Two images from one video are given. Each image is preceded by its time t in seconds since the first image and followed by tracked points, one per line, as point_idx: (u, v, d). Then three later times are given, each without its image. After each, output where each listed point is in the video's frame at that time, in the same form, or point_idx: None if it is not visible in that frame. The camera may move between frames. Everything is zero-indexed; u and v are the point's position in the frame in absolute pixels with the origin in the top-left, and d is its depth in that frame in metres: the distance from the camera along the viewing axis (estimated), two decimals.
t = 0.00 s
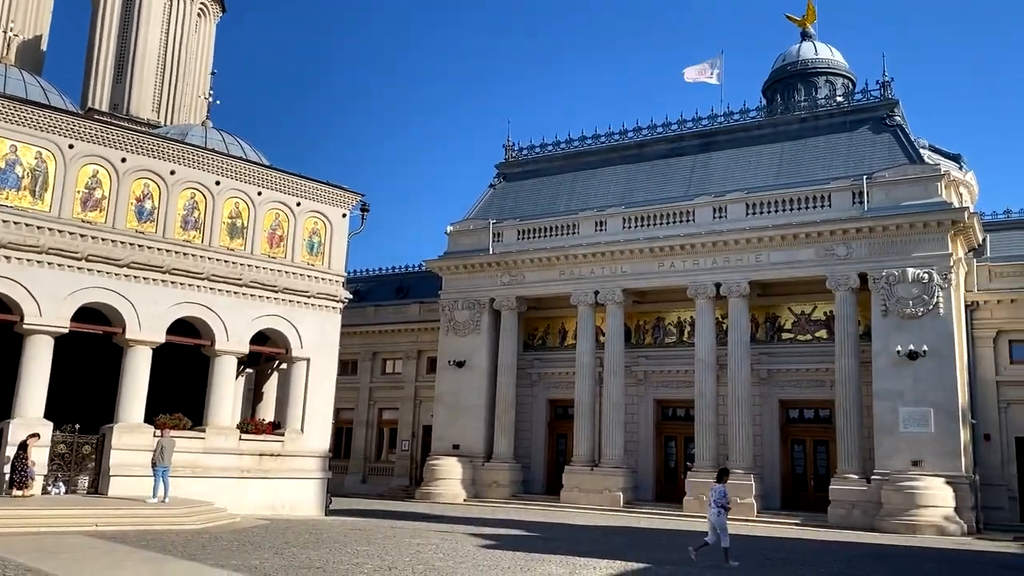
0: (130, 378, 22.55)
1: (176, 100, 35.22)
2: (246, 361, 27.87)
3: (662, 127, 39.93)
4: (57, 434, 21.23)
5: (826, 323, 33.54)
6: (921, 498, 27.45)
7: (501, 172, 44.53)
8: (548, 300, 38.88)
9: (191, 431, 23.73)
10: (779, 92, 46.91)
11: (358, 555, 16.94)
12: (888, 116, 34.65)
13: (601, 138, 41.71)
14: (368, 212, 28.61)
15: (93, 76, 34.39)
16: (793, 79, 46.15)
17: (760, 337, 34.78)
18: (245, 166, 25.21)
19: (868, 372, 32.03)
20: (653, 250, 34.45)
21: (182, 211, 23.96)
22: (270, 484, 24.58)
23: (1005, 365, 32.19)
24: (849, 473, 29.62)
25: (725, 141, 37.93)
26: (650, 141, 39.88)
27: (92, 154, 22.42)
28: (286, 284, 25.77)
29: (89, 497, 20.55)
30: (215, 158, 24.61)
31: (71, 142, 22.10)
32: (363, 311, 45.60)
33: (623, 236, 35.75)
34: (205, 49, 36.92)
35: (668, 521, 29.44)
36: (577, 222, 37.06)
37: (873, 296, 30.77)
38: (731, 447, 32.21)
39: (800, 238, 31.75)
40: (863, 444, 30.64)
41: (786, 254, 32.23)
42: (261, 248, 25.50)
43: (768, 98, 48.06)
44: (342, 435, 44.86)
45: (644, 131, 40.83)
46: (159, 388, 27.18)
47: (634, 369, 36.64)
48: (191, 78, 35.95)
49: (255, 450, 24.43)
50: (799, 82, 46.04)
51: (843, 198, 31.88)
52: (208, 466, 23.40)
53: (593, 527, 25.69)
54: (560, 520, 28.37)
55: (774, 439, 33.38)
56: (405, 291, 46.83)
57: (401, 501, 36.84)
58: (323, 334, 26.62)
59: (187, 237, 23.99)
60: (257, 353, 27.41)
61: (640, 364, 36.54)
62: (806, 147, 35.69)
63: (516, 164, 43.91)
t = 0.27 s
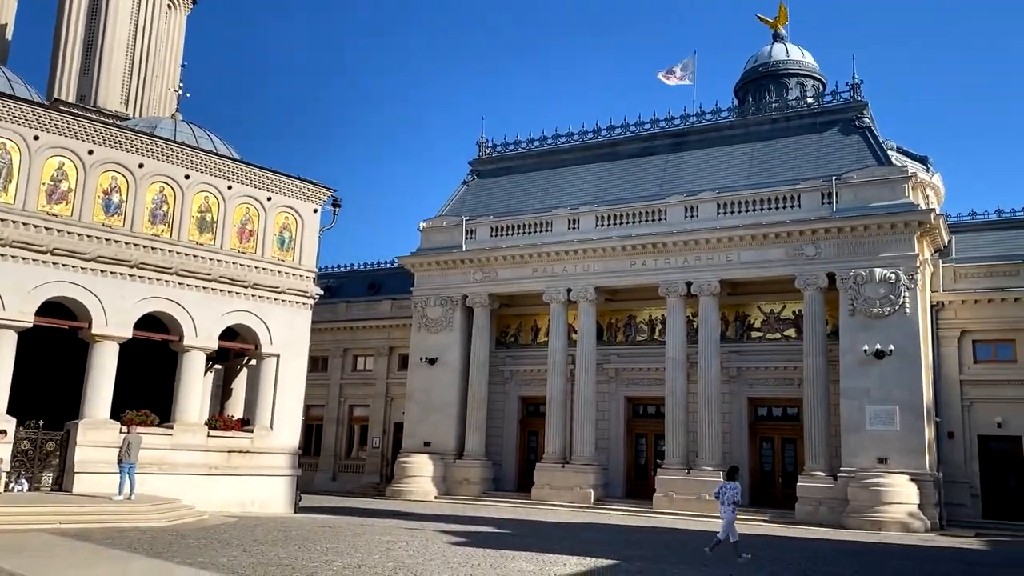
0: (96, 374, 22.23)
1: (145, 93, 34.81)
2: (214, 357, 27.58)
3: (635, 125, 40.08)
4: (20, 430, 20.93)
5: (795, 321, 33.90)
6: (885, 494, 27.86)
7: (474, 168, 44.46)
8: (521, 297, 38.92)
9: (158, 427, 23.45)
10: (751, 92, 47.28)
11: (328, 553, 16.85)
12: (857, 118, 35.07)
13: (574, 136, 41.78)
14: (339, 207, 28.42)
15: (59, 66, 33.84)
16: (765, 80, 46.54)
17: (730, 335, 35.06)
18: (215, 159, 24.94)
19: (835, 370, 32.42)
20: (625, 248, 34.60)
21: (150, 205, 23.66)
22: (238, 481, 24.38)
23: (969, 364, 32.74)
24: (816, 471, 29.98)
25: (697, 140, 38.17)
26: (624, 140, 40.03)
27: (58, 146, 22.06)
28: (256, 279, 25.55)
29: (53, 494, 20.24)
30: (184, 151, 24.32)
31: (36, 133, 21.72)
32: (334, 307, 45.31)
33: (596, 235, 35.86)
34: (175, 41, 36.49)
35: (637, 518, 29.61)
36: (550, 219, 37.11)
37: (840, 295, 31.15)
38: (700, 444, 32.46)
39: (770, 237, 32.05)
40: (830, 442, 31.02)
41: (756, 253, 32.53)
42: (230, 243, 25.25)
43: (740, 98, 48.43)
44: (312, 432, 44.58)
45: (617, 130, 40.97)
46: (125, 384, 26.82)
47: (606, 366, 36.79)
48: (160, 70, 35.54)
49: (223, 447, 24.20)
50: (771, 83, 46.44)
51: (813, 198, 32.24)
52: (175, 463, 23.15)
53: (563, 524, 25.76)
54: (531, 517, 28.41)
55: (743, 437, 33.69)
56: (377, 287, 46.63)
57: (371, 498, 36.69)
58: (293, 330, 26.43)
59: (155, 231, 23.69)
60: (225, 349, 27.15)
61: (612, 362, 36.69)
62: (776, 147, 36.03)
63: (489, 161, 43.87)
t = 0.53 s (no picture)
0: (61, 369, 21.89)
1: (113, 84, 34.20)
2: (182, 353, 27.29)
3: (608, 124, 40.22)
4: None
5: (763, 320, 34.26)
6: (851, 491, 28.26)
7: (447, 165, 44.36)
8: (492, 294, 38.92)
9: (125, 423, 23.15)
10: (722, 93, 47.65)
11: (297, 550, 16.74)
12: (826, 120, 35.49)
13: (547, 134, 41.83)
14: (310, 202, 28.22)
15: (24, 57, 33.24)
16: (736, 81, 46.93)
17: (699, 334, 35.33)
18: (184, 153, 24.65)
19: (803, 369, 32.80)
20: (597, 246, 34.72)
21: (117, 199, 23.33)
22: (206, 479, 24.16)
23: (933, 363, 33.30)
24: (783, 468, 30.34)
25: (669, 140, 38.40)
26: (597, 139, 40.16)
27: (22, 137, 21.67)
28: (225, 275, 25.30)
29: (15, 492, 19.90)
30: (152, 144, 24.01)
31: None
32: (304, 303, 44.99)
33: (568, 232, 35.94)
34: (145, 32, 35.85)
35: (607, 515, 29.76)
36: (523, 217, 37.13)
37: (808, 295, 31.52)
38: (669, 442, 32.69)
39: (740, 237, 32.33)
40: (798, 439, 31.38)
41: (726, 253, 32.80)
42: (199, 238, 24.98)
43: (712, 98, 48.79)
44: (281, 429, 44.26)
45: (590, 128, 41.08)
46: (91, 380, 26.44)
47: (577, 364, 36.91)
48: (129, 62, 34.89)
49: (191, 443, 23.95)
50: (742, 84, 46.84)
51: (782, 199, 32.58)
52: (142, 460, 22.87)
53: (533, 521, 25.80)
54: (501, 514, 28.43)
55: (712, 434, 33.99)
56: (348, 284, 46.36)
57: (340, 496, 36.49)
58: (262, 326, 26.21)
59: (122, 226, 23.37)
60: (193, 345, 26.86)
61: (583, 360, 36.81)
62: (747, 148, 36.34)
63: (462, 158, 43.78)
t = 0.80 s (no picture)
0: (23, 365, 21.50)
1: (78, 76, 33.69)
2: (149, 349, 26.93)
3: (580, 123, 40.33)
4: None
5: (732, 319, 34.58)
6: (817, 488, 28.60)
7: (419, 162, 44.21)
8: (463, 291, 38.88)
9: (89, 420, 22.81)
10: (694, 93, 47.97)
11: (264, 548, 16.60)
12: (795, 121, 35.88)
13: (519, 132, 41.85)
14: (280, 198, 27.99)
15: None
16: (707, 82, 47.26)
17: (669, 332, 35.56)
18: (151, 146, 24.33)
19: (770, 367, 33.15)
20: (569, 244, 34.81)
21: (83, 192, 22.97)
22: (172, 476, 23.87)
23: (897, 363, 33.81)
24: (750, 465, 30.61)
25: (640, 139, 38.60)
26: (569, 137, 40.26)
27: None
28: (192, 270, 25.02)
29: None
30: (119, 137, 23.68)
31: None
32: (274, 299, 44.61)
33: (540, 230, 35.99)
34: (112, 24, 35.37)
35: (576, 512, 29.85)
36: (495, 215, 37.12)
37: (776, 294, 31.84)
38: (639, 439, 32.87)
39: (710, 236, 32.58)
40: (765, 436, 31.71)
41: (696, 252, 33.04)
42: (167, 232, 24.68)
43: (683, 99, 49.11)
44: (249, 427, 43.87)
45: (562, 127, 41.18)
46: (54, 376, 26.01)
47: (548, 362, 37.00)
48: (95, 53, 34.39)
49: (157, 441, 23.66)
50: (713, 84, 47.19)
51: (751, 199, 32.88)
52: (107, 457, 22.54)
53: (503, 518, 25.80)
54: (471, 511, 28.40)
55: (681, 432, 34.23)
56: (318, 280, 46.06)
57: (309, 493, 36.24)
58: (230, 322, 25.95)
59: (87, 219, 23.01)
60: (160, 341, 26.53)
61: (554, 357, 36.92)
62: (718, 148, 36.63)
63: (434, 155, 43.65)
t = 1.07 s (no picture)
0: None
1: (42, 67, 33.15)
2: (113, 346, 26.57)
3: (552, 122, 40.44)
4: None
5: (700, 318, 34.88)
6: (782, 486, 28.96)
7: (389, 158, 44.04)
8: (434, 289, 38.82)
9: (52, 417, 22.44)
10: (664, 94, 48.27)
11: (230, 547, 16.48)
12: (764, 123, 36.28)
13: (491, 131, 41.86)
14: (248, 193, 27.76)
15: None
16: (678, 83, 47.60)
17: (639, 331, 35.79)
18: (117, 140, 24.00)
19: (737, 366, 33.51)
20: (540, 243, 34.90)
21: (46, 185, 22.58)
22: (138, 474, 23.64)
23: (862, 362, 34.33)
24: (717, 463, 30.93)
25: (611, 139, 38.79)
26: (541, 136, 40.35)
27: None
28: (159, 266, 24.73)
29: None
30: (84, 130, 23.32)
31: None
32: (241, 296, 44.21)
33: (511, 229, 36.03)
34: (77, 15, 34.85)
35: (545, 510, 29.95)
36: (466, 213, 37.09)
37: (744, 294, 32.17)
38: (607, 437, 33.05)
39: (679, 236, 32.84)
40: (731, 434, 32.05)
41: (665, 252, 33.28)
42: (132, 227, 24.36)
43: (654, 100, 49.42)
44: (216, 425, 43.45)
45: (534, 126, 41.26)
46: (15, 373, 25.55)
47: (518, 360, 37.08)
48: (60, 44, 33.86)
49: (121, 438, 23.36)
50: (683, 86, 47.54)
51: (720, 200, 33.19)
52: (70, 455, 22.19)
53: (472, 517, 25.81)
54: (439, 509, 28.38)
55: (649, 430, 34.47)
56: (286, 277, 45.73)
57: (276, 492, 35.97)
58: (197, 319, 25.70)
59: (51, 213, 22.63)
60: (125, 338, 26.19)
61: (524, 356, 37.01)
62: (687, 149, 36.92)
63: (405, 152, 43.51)
